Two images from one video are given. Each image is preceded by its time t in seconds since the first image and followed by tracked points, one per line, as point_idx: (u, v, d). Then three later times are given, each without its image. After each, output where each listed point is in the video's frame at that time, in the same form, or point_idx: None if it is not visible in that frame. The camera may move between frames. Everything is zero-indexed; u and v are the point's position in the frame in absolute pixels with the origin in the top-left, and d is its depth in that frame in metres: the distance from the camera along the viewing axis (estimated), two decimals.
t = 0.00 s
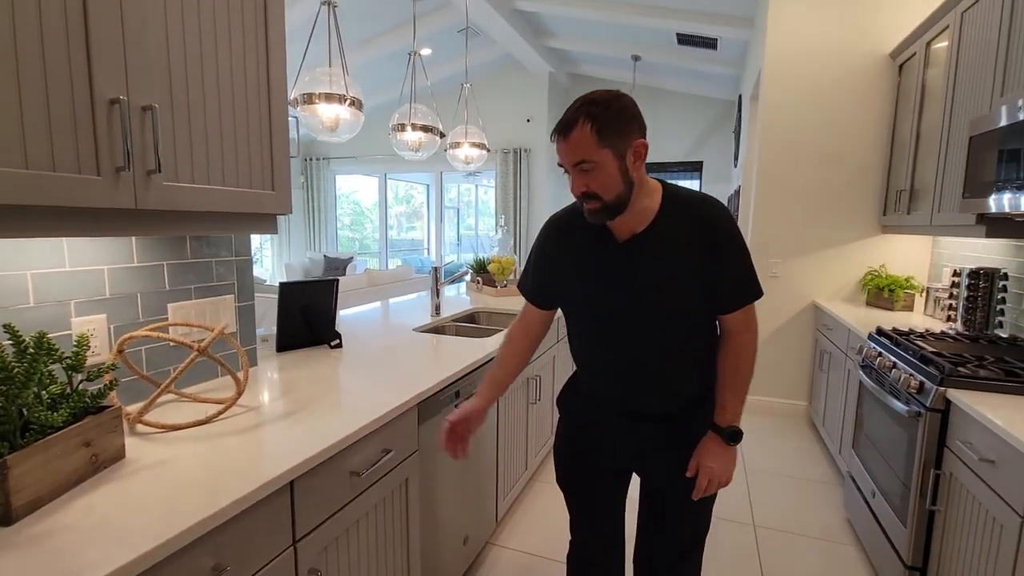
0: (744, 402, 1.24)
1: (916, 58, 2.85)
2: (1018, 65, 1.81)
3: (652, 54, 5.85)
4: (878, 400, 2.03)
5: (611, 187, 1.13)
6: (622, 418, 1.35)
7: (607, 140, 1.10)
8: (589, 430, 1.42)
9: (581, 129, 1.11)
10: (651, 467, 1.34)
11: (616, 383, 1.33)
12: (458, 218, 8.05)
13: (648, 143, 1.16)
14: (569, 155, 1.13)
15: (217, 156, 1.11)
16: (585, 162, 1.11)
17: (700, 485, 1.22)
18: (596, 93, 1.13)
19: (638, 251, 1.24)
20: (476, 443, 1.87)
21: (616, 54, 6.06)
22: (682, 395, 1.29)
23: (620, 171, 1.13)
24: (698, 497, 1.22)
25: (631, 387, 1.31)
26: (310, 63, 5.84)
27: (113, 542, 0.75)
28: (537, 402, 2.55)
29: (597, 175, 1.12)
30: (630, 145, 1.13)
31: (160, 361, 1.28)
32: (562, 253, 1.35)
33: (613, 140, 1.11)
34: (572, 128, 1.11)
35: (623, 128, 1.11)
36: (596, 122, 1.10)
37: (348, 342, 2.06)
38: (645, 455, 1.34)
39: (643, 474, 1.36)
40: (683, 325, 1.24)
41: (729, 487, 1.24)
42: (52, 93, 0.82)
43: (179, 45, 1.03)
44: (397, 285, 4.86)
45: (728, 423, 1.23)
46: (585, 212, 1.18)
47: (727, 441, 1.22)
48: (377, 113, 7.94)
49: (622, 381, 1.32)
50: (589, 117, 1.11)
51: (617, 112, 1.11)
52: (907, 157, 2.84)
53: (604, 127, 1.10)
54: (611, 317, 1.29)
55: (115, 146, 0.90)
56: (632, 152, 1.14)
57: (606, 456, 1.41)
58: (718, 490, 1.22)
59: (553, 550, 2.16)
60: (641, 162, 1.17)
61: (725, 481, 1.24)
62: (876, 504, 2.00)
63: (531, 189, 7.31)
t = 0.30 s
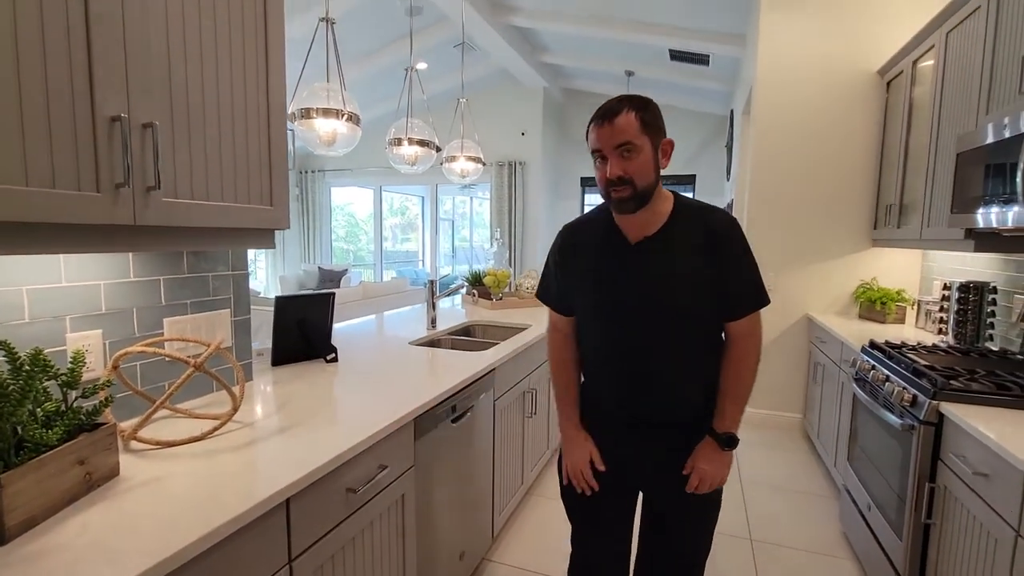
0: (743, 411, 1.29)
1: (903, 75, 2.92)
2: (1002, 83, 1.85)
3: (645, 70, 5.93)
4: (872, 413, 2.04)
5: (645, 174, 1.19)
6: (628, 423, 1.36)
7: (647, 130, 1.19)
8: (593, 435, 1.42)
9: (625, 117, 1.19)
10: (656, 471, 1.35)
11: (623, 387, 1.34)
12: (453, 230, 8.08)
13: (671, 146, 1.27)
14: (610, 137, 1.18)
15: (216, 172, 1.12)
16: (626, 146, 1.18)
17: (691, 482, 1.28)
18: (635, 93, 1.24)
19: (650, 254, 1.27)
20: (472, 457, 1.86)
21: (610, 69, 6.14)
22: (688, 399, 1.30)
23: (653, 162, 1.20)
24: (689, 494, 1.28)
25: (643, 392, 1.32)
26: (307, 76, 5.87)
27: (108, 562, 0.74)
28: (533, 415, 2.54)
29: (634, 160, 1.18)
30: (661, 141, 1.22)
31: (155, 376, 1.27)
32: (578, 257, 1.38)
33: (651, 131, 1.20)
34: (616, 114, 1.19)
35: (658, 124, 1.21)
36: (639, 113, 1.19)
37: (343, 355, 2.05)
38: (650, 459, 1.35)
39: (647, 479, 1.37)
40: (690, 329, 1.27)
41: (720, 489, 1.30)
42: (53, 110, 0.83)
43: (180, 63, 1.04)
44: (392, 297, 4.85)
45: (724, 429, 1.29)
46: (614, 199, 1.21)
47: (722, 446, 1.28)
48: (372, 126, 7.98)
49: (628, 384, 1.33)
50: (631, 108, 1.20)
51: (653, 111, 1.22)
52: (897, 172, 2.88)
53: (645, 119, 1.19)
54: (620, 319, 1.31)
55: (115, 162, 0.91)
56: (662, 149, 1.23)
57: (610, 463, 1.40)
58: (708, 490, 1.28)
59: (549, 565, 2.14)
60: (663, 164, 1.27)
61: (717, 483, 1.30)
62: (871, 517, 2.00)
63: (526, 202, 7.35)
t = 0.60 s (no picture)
0: (759, 421, 1.30)
1: (890, 88, 2.97)
2: (987, 97, 1.89)
3: (638, 81, 5.98)
4: (863, 422, 2.05)
5: (651, 178, 1.28)
6: (634, 429, 1.36)
7: (657, 137, 1.27)
8: (600, 443, 1.42)
9: (636, 125, 1.28)
10: (664, 479, 1.35)
11: (629, 393, 1.36)
12: (446, 238, 8.10)
13: (684, 155, 1.34)
14: (621, 142, 1.28)
15: (211, 185, 1.12)
16: (634, 151, 1.27)
17: (720, 504, 1.28)
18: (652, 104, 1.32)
19: (657, 261, 1.32)
20: (466, 469, 1.86)
21: (603, 79, 6.19)
22: (695, 406, 1.32)
23: (662, 167, 1.28)
24: (717, 516, 1.27)
25: (645, 395, 1.34)
26: (301, 85, 5.88)
27: None
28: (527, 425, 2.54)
29: (642, 164, 1.27)
30: (672, 149, 1.30)
31: (147, 390, 1.26)
32: (588, 267, 1.44)
33: (661, 139, 1.28)
34: (629, 121, 1.28)
35: (670, 133, 1.29)
36: (651, 121, 1.27)
37: (337, 365, 2.05)
38: (657, 467, 1.35)
39: (655, 488, 1.36)
40: (696, 336, 1.30)
41: (749, 509, 1.29)
42: (47, 125, 0.83)
43: (177, 77, 1.05)
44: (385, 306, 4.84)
45: (744, 441, 1.29)
46: (622, 200, 1.31)
47: (744, 459, 1.28)
48: (366, 135, 7.99)
49: (634, 389, 1.35)
50: (643, 117, 1.29)
51: (666, 121, 1.30)
52: (885, 183, 2.92)
53: (655, 127, 1.28)
54: (627, 326, 1.35)
55: (110, 176, 0.91)
56: (672, 157, 1.31)
57: (616, 471, 1.40)
58: (737, 510, 1.27)
59: None
60: (675, 171, 1.34)
61: (745, 502, 1.29)
62: (865, 527, 2.01)
63: (520, 210, 7.38)
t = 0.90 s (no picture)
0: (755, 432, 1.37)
1: (865, 101, 3.04)
2: (956, 111, 1.95)
3: (622, 90, 6.05)
4: (842, 428, 2.09)
5: (642, 187, 1.31)
6: (623, 434, 1.36)
7: (651, 147, 1.30)
8: (589, 449, 1.41)
9: (631, 135, 1.32)
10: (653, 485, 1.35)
11: (621, 397, 1.36)
12: (431, 243, 8.11)
13: (680, 167, 1.36)
14: (615, 151, 1.33)
15: (190, 195, 1.11)
16: (627, 160, 1.31)
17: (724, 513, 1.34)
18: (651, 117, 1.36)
19: (651, 267, 1.34)
20: (450, 478, 1.85)
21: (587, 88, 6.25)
22: (685, 411, 1.33)
23: (654, 177, 1.31)
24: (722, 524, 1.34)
25: (633, 399, 1.35)
26: (284, 91, 5.84)
27: None
28: (512, 433, 2.54)
29: (634, 173, 1.31)
30: (666, 160, 1.33)
31: (123, 403, 1.24)
32: (584, 272, 1.45)
33: (655, 150, 1.31)
34: (625, 132, 1.32)
35: (664, 144, 1.32)
36: (645, 132, 1.31)
37: (320, 375, 2.02)
38: (646, 473, 1.35)
39: (644, 495, 1.36)
40: (689, 342, 1.32)
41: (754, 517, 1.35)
42: (21, 135, 0.81)
43: (156, 86, 1.04)
44: (369, 314, 4.80)
45: (742, 452, 1.36)
46: (615, 207, 1.35)
47: (742, 469, 1.35)
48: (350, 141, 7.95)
49: (625, 394, 1.35)
50: (639, 128, 1.33)
51: (663, 133, 1.34)
52: (862, 193, 2.99)
53: (649, 138, 1.32)
54: (620, 329, 1.36)
55: (86, 187, 0.89)
56: (665, 167, 1.33)
57: (606, 477, 1.39)
58: (741, 518, 1.34)
59: None
60: (671, 181, 1.37)
61: (749, 510, 1.36)
62: (844, 531, 2.03)
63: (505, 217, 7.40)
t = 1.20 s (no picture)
0: (724, 443, 1.39)
1: (829, 116, 3.15)
2: (912, 128, 2.03)
3: (597, 101, 6.14)
4: (810, 433, 2.14)
5: (621, 200, 1.34)
6: (594, 439, 1.38)
7: (630, 161, 1.33)
8: (562, 453, 1.43)
9: (612, 149, 1.36)
10: (622, 489, 1.36)
11: (593, 403, 1.37)
12: (409, 252, 8.09)
13: (661, 181, 1.38)
14: (597, 165, 1.36)
15: (156, 204, 1.09)
16: (607, 173, 1.34)
17: (689, 524, 1.35)
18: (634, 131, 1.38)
19: (629, 276, 1.37)
20: (425, 489, 1.83)
21: (563, 99, 6.33)
22: (655, 417, 1.34)
23: (633, 190, 1.34)
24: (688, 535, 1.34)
25: (605, 403, 1.36)
26: (258, 98, 5.77)
27: None
28: (488, 443, 2.53)
29: (613, 186, 1.34)
30: (646, 174, 1.36)
31: (82, 419, 1.20)
32: (564, 278, 1.48)
33: (634, 164, 1.34)
34: (606, 146, 1.36)
35: (644, 158, 1.35)
36: (625, 146, 1.34)
37: (292, 386, 1.99)
38: (616, 478, 1.36)
39: (614, 499, 1.37)
40: (661, 350, 1.34)
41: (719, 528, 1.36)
42: None
43: (121, 94, 1.02)
44: (344, 324, 4.73)
45: (710, 463, 1.37)
46: (596, 218, 1.39)
47: (710, 479, 1.36)
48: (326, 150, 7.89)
49: (598, 399, 1.37)
50: (621, 143, 1.36)
51: (644, 147, 1.36)
52: (827, 204, 3.08)
53: (630, 153, 1.35)
54: (594, 335, 1.38)
55: (45, 197, 0.87)
56: (645, 180, 1.36)
57: (577, 481, 1.41)
58: (706, 529, 1.34)
59: None
60: (652, 195, 1.39)
61: (714, 521, 1.36)
62: (813, 534, 2.08)
63: (482, 226, 7.42)
